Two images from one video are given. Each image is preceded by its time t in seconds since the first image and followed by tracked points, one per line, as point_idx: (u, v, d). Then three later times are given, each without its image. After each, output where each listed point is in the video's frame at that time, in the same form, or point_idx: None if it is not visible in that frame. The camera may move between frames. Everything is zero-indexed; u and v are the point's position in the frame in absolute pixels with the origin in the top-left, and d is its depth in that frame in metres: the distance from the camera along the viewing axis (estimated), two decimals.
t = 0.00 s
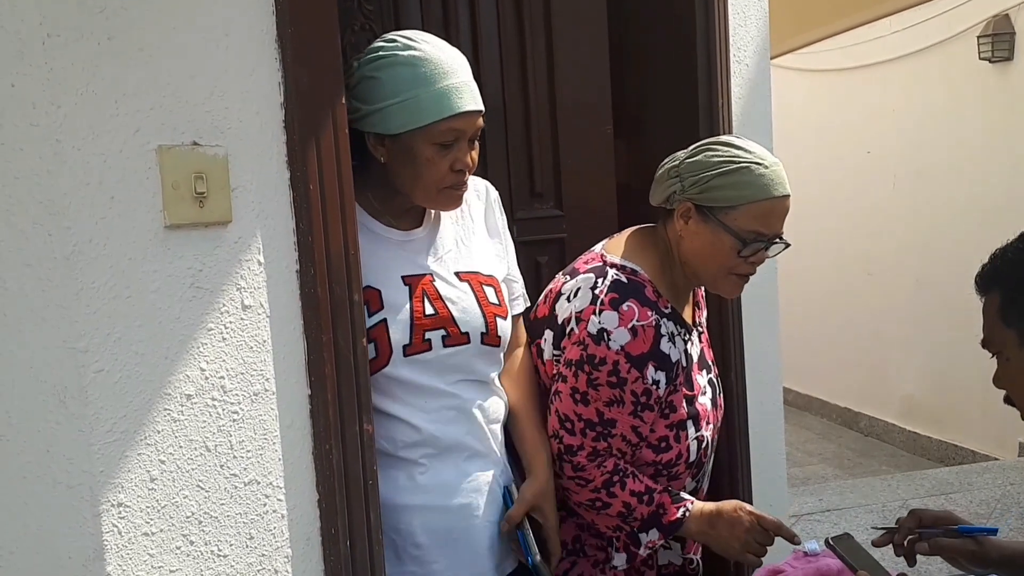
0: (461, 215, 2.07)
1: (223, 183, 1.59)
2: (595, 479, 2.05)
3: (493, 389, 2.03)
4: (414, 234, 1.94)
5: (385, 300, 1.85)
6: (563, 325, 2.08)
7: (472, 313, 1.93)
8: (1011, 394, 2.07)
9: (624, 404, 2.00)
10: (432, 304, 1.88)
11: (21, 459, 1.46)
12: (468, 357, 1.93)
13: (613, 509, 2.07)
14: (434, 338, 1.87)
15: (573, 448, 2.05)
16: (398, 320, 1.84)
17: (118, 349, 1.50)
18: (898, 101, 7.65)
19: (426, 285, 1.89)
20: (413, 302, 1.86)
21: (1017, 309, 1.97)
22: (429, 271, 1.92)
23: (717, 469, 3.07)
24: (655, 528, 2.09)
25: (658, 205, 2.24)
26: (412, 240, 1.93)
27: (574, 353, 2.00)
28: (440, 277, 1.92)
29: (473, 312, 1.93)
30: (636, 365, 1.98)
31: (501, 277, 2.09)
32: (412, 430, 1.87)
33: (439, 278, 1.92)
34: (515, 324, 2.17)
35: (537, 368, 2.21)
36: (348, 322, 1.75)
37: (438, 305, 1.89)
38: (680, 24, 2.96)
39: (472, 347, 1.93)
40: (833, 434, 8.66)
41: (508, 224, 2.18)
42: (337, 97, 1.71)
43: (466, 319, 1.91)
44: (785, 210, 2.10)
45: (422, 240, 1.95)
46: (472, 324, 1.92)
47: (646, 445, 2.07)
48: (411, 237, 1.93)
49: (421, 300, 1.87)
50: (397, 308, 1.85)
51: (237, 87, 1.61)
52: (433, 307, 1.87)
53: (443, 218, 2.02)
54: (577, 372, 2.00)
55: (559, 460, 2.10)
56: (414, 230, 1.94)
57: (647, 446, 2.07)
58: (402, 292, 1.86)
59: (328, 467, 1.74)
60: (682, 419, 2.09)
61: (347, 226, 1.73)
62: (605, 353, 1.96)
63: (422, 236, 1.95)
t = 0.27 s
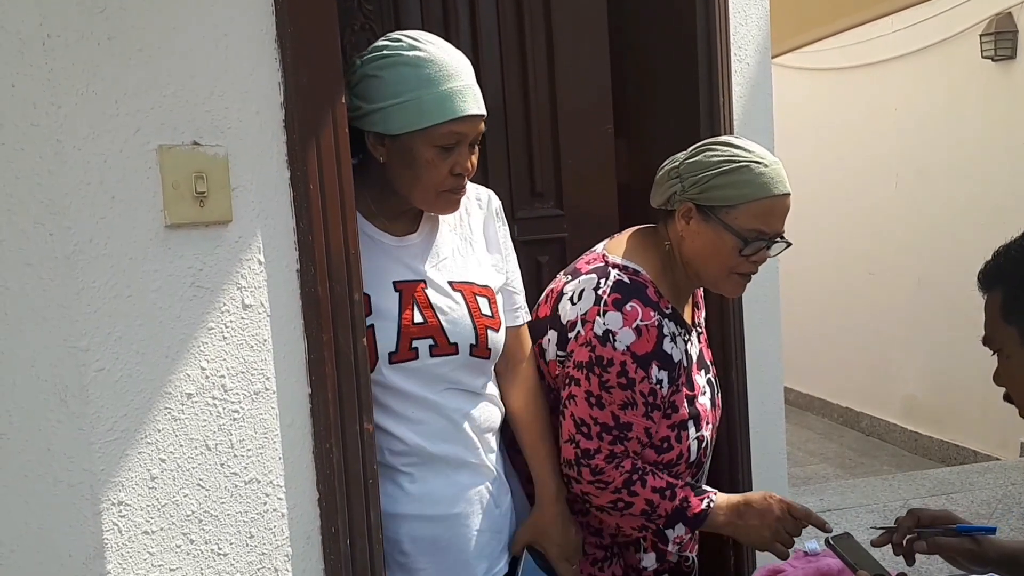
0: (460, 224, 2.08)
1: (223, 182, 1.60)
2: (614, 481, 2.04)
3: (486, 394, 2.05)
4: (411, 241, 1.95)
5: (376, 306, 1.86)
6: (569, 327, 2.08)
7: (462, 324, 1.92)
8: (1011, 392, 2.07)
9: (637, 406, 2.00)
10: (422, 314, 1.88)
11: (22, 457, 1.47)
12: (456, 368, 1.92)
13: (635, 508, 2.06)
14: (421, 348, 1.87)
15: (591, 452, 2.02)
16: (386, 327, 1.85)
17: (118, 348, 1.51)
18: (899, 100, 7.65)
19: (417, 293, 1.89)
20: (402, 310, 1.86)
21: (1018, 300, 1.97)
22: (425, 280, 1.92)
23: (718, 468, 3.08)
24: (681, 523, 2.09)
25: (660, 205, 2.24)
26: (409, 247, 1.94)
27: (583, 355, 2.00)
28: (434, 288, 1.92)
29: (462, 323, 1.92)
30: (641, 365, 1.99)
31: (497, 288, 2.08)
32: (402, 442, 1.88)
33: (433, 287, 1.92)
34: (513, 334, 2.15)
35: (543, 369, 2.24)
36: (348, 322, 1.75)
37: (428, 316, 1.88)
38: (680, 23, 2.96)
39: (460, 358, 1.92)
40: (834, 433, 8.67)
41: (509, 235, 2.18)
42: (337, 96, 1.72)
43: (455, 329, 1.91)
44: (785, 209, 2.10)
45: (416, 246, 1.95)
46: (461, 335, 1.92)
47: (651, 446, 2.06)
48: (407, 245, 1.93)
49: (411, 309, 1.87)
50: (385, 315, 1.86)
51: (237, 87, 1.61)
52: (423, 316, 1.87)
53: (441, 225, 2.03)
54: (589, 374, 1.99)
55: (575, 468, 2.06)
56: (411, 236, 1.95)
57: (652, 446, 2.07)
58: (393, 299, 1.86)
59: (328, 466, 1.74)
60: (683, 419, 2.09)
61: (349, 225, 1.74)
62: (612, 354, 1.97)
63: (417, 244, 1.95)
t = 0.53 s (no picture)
0: (458, 224, 2.08)
1: (223, 183, 1.60)
2: (607, 479, 2.03)
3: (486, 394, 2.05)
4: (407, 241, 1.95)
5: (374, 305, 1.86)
6: (571, 326, 2.08)
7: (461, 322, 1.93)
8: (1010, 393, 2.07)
9: (634, 405, 2.00)
10: (420, 313, 1.88)
11: (23, 456, 1.47)
12: (455, 367, 1.93)
13: (624, 507, 2.06)
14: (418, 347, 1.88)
15: (585, 449, 2.03)
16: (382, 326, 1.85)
17: (119, 347, 1.51)
18: (900, 101, 7.64)
19: (415, 292, 1.90)
20: (401, 309, 1.86)
21: (1012, 296, 1.98)
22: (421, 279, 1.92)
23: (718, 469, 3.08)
24: (670, 524, 2.09)
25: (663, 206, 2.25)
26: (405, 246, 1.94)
27: (584, 354, 2.00)
28: (431, 286, 1.93)
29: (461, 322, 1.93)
30: (643, 366, 1.98)
31: (496, 287, 2.08)
32: (401, 446, 1.88)
33: (429, 286, 1.92)
34: (511, 336, 2.16)
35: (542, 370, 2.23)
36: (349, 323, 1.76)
37: (426, 315, 1.89)
38: (681, 24, 2.96)
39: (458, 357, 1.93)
40: (835, 434, 8.67)
41: (509, 235, 2.18)
42: (337, 97, 1.72)
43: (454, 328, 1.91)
44: (789, 212, 2.11)
45: (413, 245, 1.95)
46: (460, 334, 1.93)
47: (651, 446, 2.07)
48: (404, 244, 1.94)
49: (410, 308, 1.88)
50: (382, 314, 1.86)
51: (238, 88, 1.62)
52: (421, 315, 1.88)
53: (439, 224, 2.03)
54: (588, 372, 1.99)
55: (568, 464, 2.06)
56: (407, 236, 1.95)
57: (653, 447, 2.08)
58: (390, 297, 1.86)
59: (328, 466, 1.75)
60: (684, 421, 2.09)
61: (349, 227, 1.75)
62: (614, 353, 1.97)
63: (413, 243, 1.95)
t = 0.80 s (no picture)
0: (458, 223, 2.08)
1: (223, 184, 1.61)
2: (601, 483, 2.04)
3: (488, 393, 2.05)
4: (409, 241, 1.95)
5: (375, 306, 1.86)
6: (572, 325, 2.08)
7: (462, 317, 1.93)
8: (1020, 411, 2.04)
9: (630, 402, 2.00)
10: (421, 310, 1.89)
11: (22, 458, 1.48)
12: (456, 365, 1.93)
13: (610, 517, 2.08)
14: (420, 345, 1.88)
15: (581, 447, 2.03)
16: (384, 326, 1.86)
17: (118, 349, 1.51)
18: (900, 104, 7.65)
19: (415, 290, 1.90)
20: (401, 308, 1.87)
21: (1011, 313, 1.94)
22: (423, 277, 1.93)
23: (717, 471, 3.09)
24: (645, 543, 2.10)
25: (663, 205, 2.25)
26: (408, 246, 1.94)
27: (583, 351, 2.00)
28: (432, 283, 1.93)
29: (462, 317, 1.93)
30: (643, 364, 1.98)
31: (496, 285, 2.09)
32: (401, 444, 1.89)
33: (430, 283, 1.92)
34: (512, 338, 2.17)
35: (544, 369, 2.23)
36: (349, 325, 1.76)
37: (427, 311, 1.89)
38: (681, 27, 2.97)
39: (458, 355, 1.93)
40: (834, 436, 8.67)
41: (509, 235, 2.19)
42: (337, 98, 1.73)
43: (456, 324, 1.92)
44: (788, 210, 2.11)
45: (415, 244, 1.96)
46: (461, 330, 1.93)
47: (651, 445, 2.09)
48: (406, 243, 1.94)
49: (411, 306, 1.88)
50: (383, 314, 1.87)
51: (238, 90, 1.62)
52: (422, 311, 1.88)
53: (440, 223, 2.04)
54: (586, 369, 2.00)
55: (563, 457, 2.07)
56: (409, 236, 1.96)
57: (653, 445, 2.09)
58: (390, 297, 1.87)
59: (326, 467, 1.75)
60: (685, 419, 2.10)
61: (348, 228, 1.75)
62: (614, 351, 1.97)
63: (415, 241, 1.96)
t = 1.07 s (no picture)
0: (458, 222, 2.08)
1: (224, 185, 1.60)
2: (601, 491, 2.05)
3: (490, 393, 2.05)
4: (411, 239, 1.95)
5: (378, 304, 1.86)
6: (575, 327, 2.08)
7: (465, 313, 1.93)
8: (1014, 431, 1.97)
9: (633, 404, 2.01)
10: (424, 306, 1.89)
11: (22, 459, 1.47)
12: (459, 363, 1.93)
13: (600, 529, 2.09)
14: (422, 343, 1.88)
15: (585, 449, 2.04)
16: (388, 323, 1.86)
17: (118, 350, 1.51)
18: (900, 105, 7.65)
19: (417, 288, 1.90)
20: (403, 305, 1.87)
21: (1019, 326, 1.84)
22: (425, 275, 1.93)
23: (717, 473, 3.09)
24: (627, 560, 2.11)
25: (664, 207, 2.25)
26: (410, 244, 1.94)
27: (586, 353, 2.01)
28: (435, 280, 1.93)
29: (465, 313, 1.93)
30: (646, 366, 1.99)
31: (496, 283, 2.09)
32: (403, 443, 1.88)
33: (432, 280, 1.93)
34: (511, 334, 2.17)
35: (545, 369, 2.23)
36: (349, 325, 1.76)
37: (429, 308, 1.90)
38: (681, 28, 2.97)
39: (460, 352, 1.92)
40: (834, 437, 8.67)
41: (509, 233, 2.18)
42: (337, 98, 1.73)
43: (460, 319, 1.92)
44: (789, 210, 2.11)
45: (417, 243, 1.96)
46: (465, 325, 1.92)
47: (654, 445, 2.08)
48: (408, 241, 1.95)
49: (414, 303, 1.88)
50: (387, 312, 1.86)
51: (239, 91, 1.62)
52: (425, 308, 1.89)
53: (440, 222, 2.04)
54: (589, 371, 2.00)
55: (566, 459, 2.08)
56: (409, 235, 1.95)
57: (655, 446, 2.08)
58: (392, 296, 1.87)
59: (326, 469, 1.75)
60: (687, 419, 2.10)
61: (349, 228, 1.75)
62: (616, 353, 1.98)
63: (417, 239, 1.96)
